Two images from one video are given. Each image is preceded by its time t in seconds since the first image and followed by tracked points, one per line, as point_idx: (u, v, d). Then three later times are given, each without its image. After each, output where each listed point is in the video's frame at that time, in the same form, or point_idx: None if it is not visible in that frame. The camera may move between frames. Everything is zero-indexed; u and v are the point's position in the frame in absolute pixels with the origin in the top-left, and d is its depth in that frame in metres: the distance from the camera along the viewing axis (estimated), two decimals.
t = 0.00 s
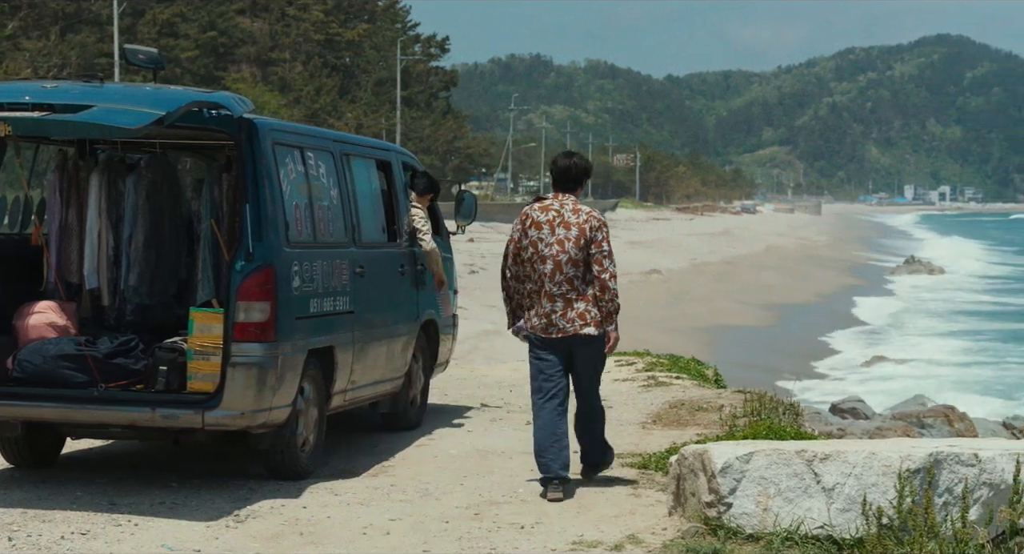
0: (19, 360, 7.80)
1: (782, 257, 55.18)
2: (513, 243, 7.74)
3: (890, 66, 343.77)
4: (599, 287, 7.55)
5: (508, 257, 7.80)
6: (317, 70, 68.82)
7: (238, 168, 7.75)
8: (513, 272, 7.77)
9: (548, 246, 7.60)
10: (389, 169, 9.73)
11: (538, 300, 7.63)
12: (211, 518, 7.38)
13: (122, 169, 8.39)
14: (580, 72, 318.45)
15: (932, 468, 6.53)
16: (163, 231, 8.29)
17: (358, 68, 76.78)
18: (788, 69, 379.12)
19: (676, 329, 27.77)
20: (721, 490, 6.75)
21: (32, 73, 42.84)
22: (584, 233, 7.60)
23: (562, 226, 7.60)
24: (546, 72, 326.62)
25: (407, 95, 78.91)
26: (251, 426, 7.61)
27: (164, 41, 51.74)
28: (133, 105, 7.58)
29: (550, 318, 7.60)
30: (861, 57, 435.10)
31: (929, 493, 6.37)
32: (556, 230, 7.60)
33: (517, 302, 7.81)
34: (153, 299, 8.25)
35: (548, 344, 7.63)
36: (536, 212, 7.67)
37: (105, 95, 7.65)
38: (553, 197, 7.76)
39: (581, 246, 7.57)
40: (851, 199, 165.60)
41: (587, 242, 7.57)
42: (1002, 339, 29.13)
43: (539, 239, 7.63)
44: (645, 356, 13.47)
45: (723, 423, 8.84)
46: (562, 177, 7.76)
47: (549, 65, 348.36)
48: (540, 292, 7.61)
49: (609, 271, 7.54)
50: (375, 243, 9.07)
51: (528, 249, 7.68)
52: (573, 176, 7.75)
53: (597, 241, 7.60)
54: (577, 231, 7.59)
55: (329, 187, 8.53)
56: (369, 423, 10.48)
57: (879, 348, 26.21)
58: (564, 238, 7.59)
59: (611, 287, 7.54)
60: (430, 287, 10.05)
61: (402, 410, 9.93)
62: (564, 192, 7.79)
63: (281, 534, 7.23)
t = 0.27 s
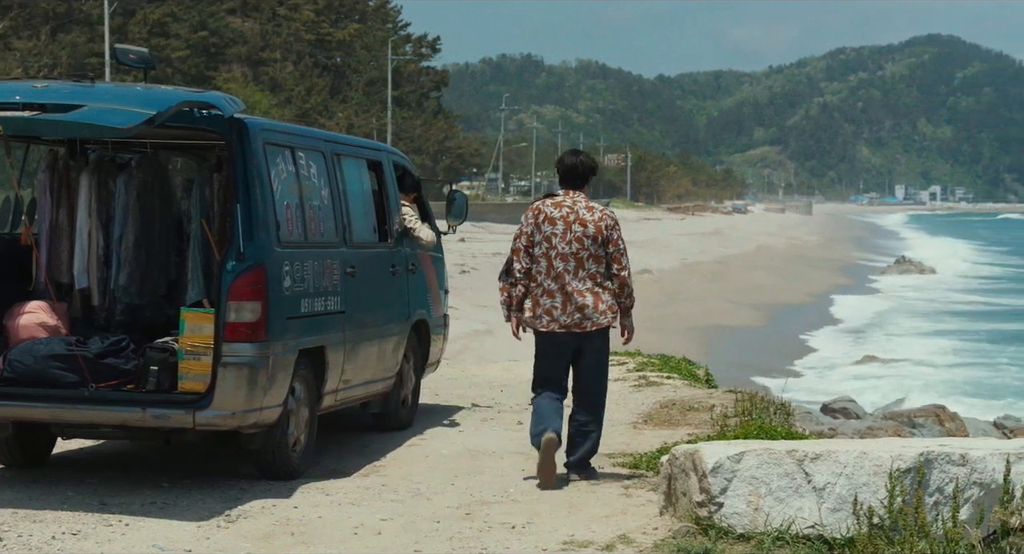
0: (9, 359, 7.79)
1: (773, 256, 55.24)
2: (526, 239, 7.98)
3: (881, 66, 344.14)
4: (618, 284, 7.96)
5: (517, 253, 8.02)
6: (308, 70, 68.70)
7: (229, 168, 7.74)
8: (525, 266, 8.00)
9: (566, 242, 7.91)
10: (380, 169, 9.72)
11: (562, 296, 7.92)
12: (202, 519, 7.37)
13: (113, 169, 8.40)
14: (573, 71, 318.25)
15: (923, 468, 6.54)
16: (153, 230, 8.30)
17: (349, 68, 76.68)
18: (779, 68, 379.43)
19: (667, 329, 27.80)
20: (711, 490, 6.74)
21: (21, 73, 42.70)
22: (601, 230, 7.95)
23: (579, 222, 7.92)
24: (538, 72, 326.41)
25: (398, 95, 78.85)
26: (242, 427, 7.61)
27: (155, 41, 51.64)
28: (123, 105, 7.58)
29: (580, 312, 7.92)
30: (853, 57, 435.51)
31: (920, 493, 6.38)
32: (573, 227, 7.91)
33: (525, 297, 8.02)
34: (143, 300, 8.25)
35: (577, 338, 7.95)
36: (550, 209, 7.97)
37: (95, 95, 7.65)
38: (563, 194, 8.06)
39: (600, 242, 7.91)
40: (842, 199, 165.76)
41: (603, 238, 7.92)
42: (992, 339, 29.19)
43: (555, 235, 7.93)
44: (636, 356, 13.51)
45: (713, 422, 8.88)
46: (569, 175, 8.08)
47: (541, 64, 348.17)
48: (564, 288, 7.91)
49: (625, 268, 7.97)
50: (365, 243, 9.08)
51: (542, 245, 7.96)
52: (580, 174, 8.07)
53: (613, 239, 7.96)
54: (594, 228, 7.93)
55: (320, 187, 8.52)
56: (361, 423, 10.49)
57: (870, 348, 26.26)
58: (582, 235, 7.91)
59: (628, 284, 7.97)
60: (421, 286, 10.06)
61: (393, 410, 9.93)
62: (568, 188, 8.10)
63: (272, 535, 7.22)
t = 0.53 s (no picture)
0: (2, 360, 7.77)
1: (766, 256, 55.31)
2: (533, 238, 8.08)
3: (875, 65, 344.53)
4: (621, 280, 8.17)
5: (522, 251, 8.12)
6: (302, 69, 68.67)
7: (222, 167, 7.73)
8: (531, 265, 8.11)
9: (575, 240, 8.04)
10: (374, 169, 9.72)
11: (576, 294, 8.04)
12: (195, 518, 7.36)
13: (105, 169, 8.40)
14: (567, 70, 318.22)
15: (917, 467, 6.55)
16: (147, 229, 8.30)
17: (343, 68, 76.62)
18: (774, 68, 379.76)
19: (662, 329, 27.84)
20: (706, 490, 6.73)
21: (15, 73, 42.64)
22: (606, 226, 8.12)
23: (586, 219, 8.06)
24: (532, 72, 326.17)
25: (392, 95, 78.83)
26: (236, 426, 7.60)
27: (149, 41, 51.63)
28: (116, 104, 7.58)
29: (594, 309, 8.07)
30: (847, 58, 435.78)
31: (912, 494, 6.39)
32: (581, 225, 8.05)
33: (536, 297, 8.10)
34: (137, 300, 8.24)
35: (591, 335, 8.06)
36: (554, 209, 8.11)
37: (88, 94, 7.65)
38: (564, 192, 8.21)
39: (608, 239, 8.08)
40: (836, 199, 165.90)
41: (611, 234, 8.09)
42: (986, 340, 29.26)
43: (563, 234, 8.06)
44: (629, 355, 13.55)
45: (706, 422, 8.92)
46: (566, 174, 8.22)
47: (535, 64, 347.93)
48: (579, 287, 8.04)
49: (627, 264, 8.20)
50: (360, 243, 9.08)
51: (551, 244, 8.08)
52: (576, 172, 8.22)
53: (617, 233, 8.15)
54: (600, 224, 8.09)
55: (314, 187, 8.53)
56: (354, 423, 10.49)
57: (864, 347, 26.30)
58: (590, 232, 8.06)
59: (628, 279, 8.20)
60: (415, 286, 10.06)
61: (387, 410, 9.94)
62: (565, 187, 8.24)
63: (266, 534, 7.22)
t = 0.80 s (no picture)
0: None
1: (758, 255, 55.33)
2: (525, 247, 8.24)
3: (868, 65, 344.81)
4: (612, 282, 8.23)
5: (519, 261, 8.29)
6: (295, 69, 68.54)
7: (215, 167, 7.72)
8: (528, 274, 8.27)
9: (563, 246, 8.15)
10: (367, 168, 9.72)
11: (568, 298, 8.15)
12: (188, 518, 7.35)
13: (98, 169, 8.41)
14: (561, 70, 318.09)
15: (910, 466, 6.53)
16: (140, 229, 8.30)
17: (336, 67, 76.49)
18: (767, 67, 380.04)
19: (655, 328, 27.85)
20: (699, 490, 6.73)
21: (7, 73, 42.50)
22: (593, 230, 8.19)
23: (571, 225, 8.16)
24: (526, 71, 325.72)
25: (385, 94, 78.70)
26: (229, 426, 7.60)
27: (142, 41, 51.53)
28: (110, 104, 7.57)
29: (588, 310, 8.16)
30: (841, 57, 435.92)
31: (907, 493, 6.38)
32: (568, 232, 8.16)
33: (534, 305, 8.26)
34: (130, 300, 8.25)
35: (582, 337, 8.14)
36: (543, 217, 8.22)
37: (82, 94, 7.64)
38: (553, 200, 8.31)
39: (596, 242, 8.15)
40: (829, 199, 166.01)
41: (599, 238, 8.15)
42: (978, 340, 29.31)
43: (551, 240, 8.18)
44: (623, 354, 13.56)
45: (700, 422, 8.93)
46: (557, 180, 8.32)
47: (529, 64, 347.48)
48: (570, 292, 8.14)
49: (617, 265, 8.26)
50: (352, 243, 9.08)
51: (542, 251, 8.21)
52: (567, 179, 8.31)
53: (606, 237, 8.20)
54: (586, 229, 8.17)
55: (307, 187, 8.52)
56: (348, 422, 10.49)
57: (857, 347, 26.34)
58: (577, 237, 8.15)
59: (619, 280, 8.26)
60: (408, 286, 10.06)
61: (380, 410, 9.95)
62: (556, 194, 8.34)
63: (259, 534, 7.22)
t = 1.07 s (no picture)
0: None
1: (754, 255, 55.35)
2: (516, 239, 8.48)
3: (863, 65, 344.87)
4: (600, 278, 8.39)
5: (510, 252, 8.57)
6: (290, 69, 68.49)
7: (210, 167, 7.72)
8: (517, 265, 8.54)
9: (553, 242, 8.39)
10: (363, 167, 9.72)
11: (547, 292, 8.40)
12: (184, 518, 7.35)
13: (93, 169, 8.41)
14: (557, 70, 318.04)
15: (905, 466, 6.54)
16: (135, 229, 8.30)
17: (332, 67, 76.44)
18: (763, 68, 379.91)
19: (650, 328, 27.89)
20: (695, 489, 6.73)
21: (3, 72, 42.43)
22: (584, 229, 8.40)
23: (564, 223, 8.39)
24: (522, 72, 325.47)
25: (380, 94, 78.65)
26: (224, 426, 7.59)
27: (137, 40, 51.51)
28: (105, 103, 7.56)
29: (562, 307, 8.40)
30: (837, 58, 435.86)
31: (902, 492, 6.38)
32: (559, 228, 8.39)
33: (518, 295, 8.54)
34: (125, 300, 8.25)
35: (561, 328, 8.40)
36: (537, 211, 8.45)
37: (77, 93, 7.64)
38: (550, 196, 8.56)
39: (584, 241, 8.37)
40: (824, 198, 166.20)
41: (588, 236, 8.38)
42: (972, 340, 29.36)
43: (543, 237, 8.42)
44: (618, 354, 13.58)
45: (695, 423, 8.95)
46: (557, 176, 8.58)
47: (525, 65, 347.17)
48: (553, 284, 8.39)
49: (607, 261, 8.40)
50: (348, 242, 9.07)
51: (530, 245, 8.46)
52: (566, 176, 8.57)
53: (596, 237, 8.42)
54: (576, 228, 8.38)
55: (302, 186, 8.52)
56: (344, 422, 10.50)
57: (851, 347, 26.38)
58: (567, 235, 8.39)
59: (610, 275, 8.39)
60: (404, 285, 10.06)
61: (375, 410, 9.95)
62: (555, 191, 8.57)
63: (254, 535, 7.21)
